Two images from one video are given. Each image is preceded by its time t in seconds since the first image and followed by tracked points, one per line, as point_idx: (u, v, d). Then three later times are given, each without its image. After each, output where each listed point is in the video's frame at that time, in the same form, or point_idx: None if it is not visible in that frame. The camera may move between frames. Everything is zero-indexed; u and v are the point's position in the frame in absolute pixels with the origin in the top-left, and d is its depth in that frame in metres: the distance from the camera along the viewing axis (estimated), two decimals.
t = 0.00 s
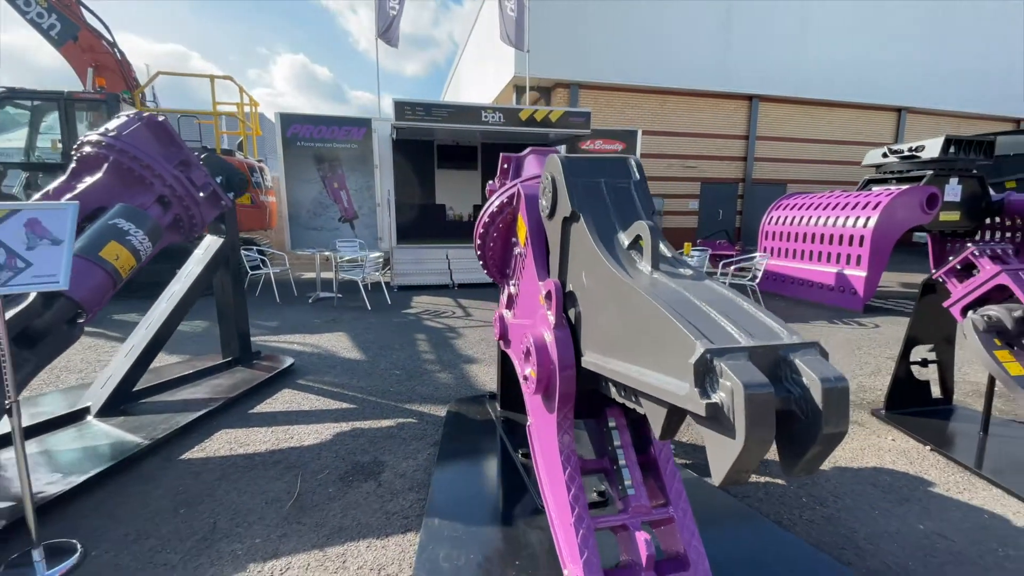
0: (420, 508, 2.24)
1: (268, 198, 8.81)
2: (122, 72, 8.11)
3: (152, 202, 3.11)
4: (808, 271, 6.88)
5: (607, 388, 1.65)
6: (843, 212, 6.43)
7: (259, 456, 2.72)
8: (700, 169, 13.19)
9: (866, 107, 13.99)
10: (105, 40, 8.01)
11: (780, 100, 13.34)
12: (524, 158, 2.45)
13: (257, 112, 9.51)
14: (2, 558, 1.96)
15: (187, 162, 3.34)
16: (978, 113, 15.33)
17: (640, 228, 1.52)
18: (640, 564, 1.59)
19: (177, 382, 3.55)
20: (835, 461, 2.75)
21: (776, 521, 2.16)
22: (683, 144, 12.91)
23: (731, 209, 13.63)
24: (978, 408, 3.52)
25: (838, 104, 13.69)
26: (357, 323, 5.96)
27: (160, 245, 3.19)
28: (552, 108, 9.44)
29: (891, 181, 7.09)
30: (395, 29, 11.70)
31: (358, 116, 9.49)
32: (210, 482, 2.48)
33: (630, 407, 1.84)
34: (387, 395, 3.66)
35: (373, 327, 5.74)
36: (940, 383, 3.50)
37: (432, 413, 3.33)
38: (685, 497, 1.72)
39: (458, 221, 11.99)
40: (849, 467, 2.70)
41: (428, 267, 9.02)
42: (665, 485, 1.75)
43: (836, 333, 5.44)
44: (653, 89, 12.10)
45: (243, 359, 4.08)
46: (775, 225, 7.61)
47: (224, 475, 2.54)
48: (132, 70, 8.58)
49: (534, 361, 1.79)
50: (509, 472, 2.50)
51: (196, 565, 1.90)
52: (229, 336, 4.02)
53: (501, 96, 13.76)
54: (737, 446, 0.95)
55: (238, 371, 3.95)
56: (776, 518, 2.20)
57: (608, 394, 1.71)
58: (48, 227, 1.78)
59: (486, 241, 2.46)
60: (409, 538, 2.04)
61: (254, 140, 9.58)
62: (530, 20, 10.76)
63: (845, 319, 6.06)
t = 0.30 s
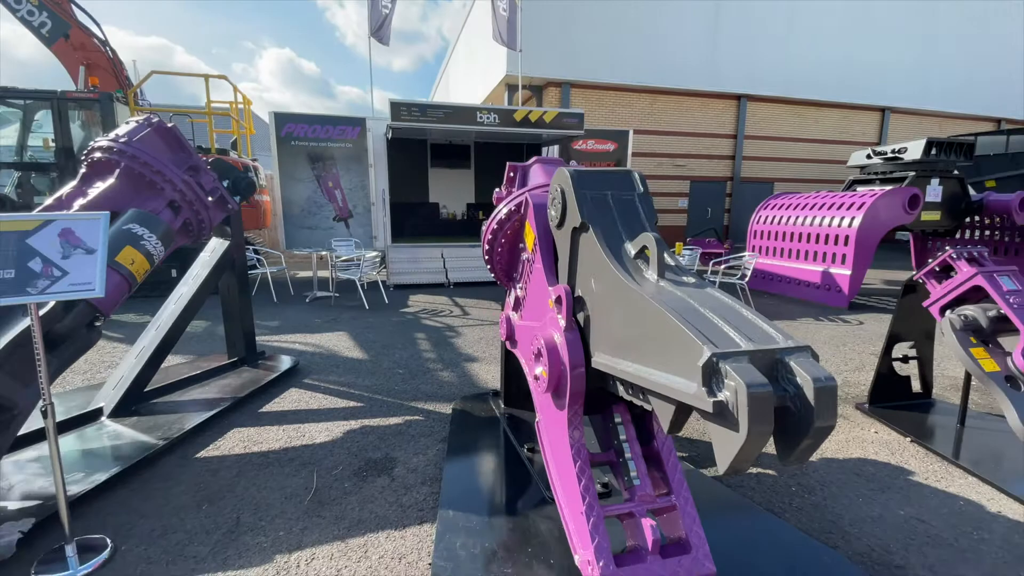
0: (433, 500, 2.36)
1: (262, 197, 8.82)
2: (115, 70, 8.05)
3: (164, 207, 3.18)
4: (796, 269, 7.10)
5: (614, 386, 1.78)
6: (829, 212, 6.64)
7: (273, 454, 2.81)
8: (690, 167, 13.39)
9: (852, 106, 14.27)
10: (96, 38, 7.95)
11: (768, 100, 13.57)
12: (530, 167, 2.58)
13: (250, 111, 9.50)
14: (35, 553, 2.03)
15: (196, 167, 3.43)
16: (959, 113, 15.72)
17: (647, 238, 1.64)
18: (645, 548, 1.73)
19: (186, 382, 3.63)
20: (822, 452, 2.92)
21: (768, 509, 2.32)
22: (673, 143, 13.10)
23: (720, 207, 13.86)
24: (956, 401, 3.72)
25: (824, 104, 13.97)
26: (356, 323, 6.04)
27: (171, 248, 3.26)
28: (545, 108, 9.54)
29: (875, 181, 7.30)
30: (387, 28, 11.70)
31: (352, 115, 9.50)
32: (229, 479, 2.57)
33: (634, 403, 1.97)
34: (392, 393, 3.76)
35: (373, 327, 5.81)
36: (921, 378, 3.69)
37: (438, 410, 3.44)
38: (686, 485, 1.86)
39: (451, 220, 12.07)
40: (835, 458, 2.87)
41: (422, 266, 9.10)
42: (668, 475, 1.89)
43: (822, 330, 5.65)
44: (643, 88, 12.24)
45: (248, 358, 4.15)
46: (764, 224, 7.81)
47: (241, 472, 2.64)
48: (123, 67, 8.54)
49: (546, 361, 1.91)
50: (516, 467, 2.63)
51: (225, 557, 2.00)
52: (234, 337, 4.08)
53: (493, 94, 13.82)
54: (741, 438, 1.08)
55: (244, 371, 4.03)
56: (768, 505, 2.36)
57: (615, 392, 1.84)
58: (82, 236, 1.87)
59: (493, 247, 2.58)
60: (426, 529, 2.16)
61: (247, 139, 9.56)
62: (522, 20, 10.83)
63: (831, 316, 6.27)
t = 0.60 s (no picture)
0: (448, 491, 2.47)
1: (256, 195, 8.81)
2: (108, 67, 8.07)
3: (174, 209, 3.25)
4: (785, 267, 7.27)
5: (624, 380, 1.89)
6: (817, 211, 6.81)
7: (288, 449, 2.89)
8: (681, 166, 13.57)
9: (838, 106, 14.55)
10: (88, 35, 7.90)
11: (757, 100, 13.78)
12: (537, 171, 2.69)
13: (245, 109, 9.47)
14: (65, 546, 2.11)
15: (205, 169, 3.49)
16: (941, 113, 16.09)
17: (656, 242, 1.75)
18: (654, 531, 1.86)
19: (194, 380, 3.69)
20: (813, 443, 3.07)
21: (764, 495, 2.46)
22: (664, 142, 13.27)
23: (710, 205, 14.07)
24: (939, 393, 3.90)
25: (811, 104, 14.22)
26: (356, 321, 6.10)
27: (181, 248, 3.33)
28: (539, 108, 9.64)
29: (862, 181, 7.50)
30: (380, 26, 11.69)
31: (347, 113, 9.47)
32: (248, 473, 2.66)
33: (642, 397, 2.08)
34: (398, 390, 3.86)
35: (373, 324, 5.89)
36: (906, 371, 3.85)
37: (444, 406, 3.55)
38: (690, 473, 1.99)
39: (445, 218, 12.13)
40: (826, 447, 3.01)
41: (418, 264, 9.16)
42: (674, 463, 2.01)
43: (811, 325, 5.83)
44: (635, 87, 12.36)
45: (254, 356, 4.21)
46: (754, 223, 7.97)
47: (258, 466, 2.72)
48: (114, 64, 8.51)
49: (558, 357, 2.02)
50: (525, 459, 2.74)
51: (251, 546, 2.09)
52: (240, 336, 4.14)
53: (486, 92, 13.88)
54: (750, 426, 1.20)
55: (250, 369, 4.09)
56: (764, 491, 2.51)
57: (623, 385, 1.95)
58: (111, 240, 1.94)
59: (501, 247, 2.68)
60: (443, 518, 2.27)
61: (241, 136, 9.51)
62: (515, 19, 10.90)
63: (819, 313, 6.47)
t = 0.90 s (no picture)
0: (461, 485, 2.55)
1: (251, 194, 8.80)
2: (101, 65, 8.15)
3: (185, 210, 3.29)
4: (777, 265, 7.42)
5: (636, 377, 1.97)
6: (808, 211, 6.95)
7: (301, 446, 2.94)
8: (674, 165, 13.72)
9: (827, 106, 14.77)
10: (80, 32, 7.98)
11: (748, 99, 13.96)
12: (545, 175, 2.77)
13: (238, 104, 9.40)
14: (90, 543, 2.15)
15: (213, 170, 3.52)
16: (926, 113, 16.42)
17: (667, 245, 1.84)
18: (664, 520, 1.95)
19: (202, 379, 3.74)
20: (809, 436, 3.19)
21: (765, 486, 2.57)
22: (657, 141, 13.41)
23: (702, 204, 14.25)
24: (927, 388, 4.05)
25: (801, 104, 14.43)
26: (356, 319, 6.15)
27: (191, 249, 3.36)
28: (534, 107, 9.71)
29: (851, 180, 7.69)
30: (374, 24, 11.65)
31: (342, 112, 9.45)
32: (264, 470, 2.72)
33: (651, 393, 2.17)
34: (404, 388, 3.93)
35: (374, 323, 5.94)
36: (896, 367, 4.00)
37: (451, 403, 3.62)
38: (697, 464, 2.08)
39: (441, 216, 12.17)
40: (821, 440, 3.14)
41: (415, 262, 9.20)
42: (682, 455, 2.10)
43: (803, 322, 5.98)
44: (628, 87, 12.46)
45: (260, 355, 4.25)
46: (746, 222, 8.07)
47: (273, 463, 2.78)
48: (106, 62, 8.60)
49: (571, 355, 2.10)
50: (534, 455, 2.83)
51: (274, 540, 2.15)
52: (246, 335, 4.17)
53: (479, 90, 13.90)
54: (764, 419, 1.30)
55: (256, 368, 4.13)
56: (765, 482, 2.62)
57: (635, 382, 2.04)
58: (137, 243, 1.98)
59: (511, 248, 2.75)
60: (458, 510, 2.35)
61: (235, 134, 9.47)
62: (510, 19, 10.93)
63: (811, 310, 6.62)
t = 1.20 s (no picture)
0: (477, 479, 2.63)
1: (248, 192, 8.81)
2: (96, 62, 8.13)
3: (197, 210, 3.33)
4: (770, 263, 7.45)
5: (652, 371, 2.05)
6: (803, 210, 7.07)
7: (316, 442, 3.00)
8: (669, 164, 13.85)
9: (818, 105, 14.98)
10: (75, 29, 8.02)
11: (741, 99, 14.12)
12: (556, 176, 2.84)
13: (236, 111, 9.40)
14: (117, 538, 2.19)
15: (223, 169, 3.55)
16: (914, 113, 16.71)
17: (684, 245, 1.91)
18: (678, 508, 2.03)
19: (212, 377, 3.78)
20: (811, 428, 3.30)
21: (770, 476, 2.67)
22: (651, 140, 13.54)
23: (695, 202, 14.41)
24: (920, 381, 4.18)
25: (792, 104, 14.63)
26: (358, 317, 6.19)
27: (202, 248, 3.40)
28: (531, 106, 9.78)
29: (843, 180, 7.82)
30: (370, 22, 11.63)
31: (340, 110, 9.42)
32: (282, 465, 2.77)
33: (664, 387, 2.24)
34: (413, 385, 3.99)
35: (376, 321, 5.99)
36: (890, 361, 4.13)
37: (460, 399, 3.70)
38: (708, 455, 2.17)
39: (438, 214, 12.19)
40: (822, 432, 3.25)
41: (414, 261, 9.24)
42: (693, 446, 2.19)
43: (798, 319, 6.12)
44: (623, 86, 12.55)
45: (268, 353, 4.28)
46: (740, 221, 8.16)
47: (290, 458, 2.83)
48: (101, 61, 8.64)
49: (587, 350, 2.17)
50: (545, 449, 2.91)
51: (299, 533, 2.21)
52: (253, 334, 4.20)
53: (474, 89, 13.93)
54: (784, 408, 1.38)
55: (265, 366, 4.17)
56: (771, 472, 2.72)
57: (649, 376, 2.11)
58: (165, 243, 2.02)
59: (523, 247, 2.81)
60: (477, 502, 2.43)
61: (232, 132, 9.43)
62: (506, 18, 10.97)
63: (805, 307, 6.77)
